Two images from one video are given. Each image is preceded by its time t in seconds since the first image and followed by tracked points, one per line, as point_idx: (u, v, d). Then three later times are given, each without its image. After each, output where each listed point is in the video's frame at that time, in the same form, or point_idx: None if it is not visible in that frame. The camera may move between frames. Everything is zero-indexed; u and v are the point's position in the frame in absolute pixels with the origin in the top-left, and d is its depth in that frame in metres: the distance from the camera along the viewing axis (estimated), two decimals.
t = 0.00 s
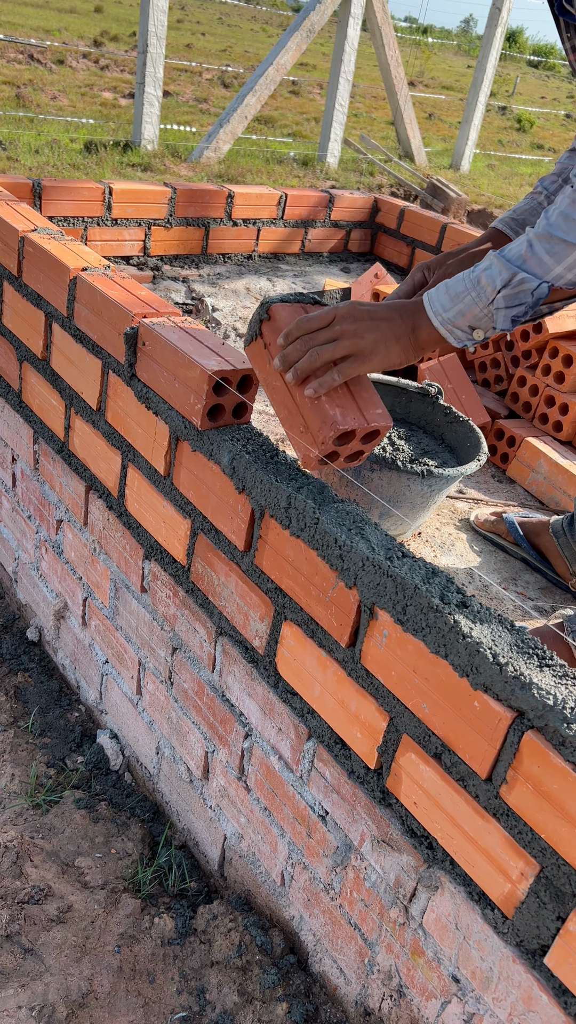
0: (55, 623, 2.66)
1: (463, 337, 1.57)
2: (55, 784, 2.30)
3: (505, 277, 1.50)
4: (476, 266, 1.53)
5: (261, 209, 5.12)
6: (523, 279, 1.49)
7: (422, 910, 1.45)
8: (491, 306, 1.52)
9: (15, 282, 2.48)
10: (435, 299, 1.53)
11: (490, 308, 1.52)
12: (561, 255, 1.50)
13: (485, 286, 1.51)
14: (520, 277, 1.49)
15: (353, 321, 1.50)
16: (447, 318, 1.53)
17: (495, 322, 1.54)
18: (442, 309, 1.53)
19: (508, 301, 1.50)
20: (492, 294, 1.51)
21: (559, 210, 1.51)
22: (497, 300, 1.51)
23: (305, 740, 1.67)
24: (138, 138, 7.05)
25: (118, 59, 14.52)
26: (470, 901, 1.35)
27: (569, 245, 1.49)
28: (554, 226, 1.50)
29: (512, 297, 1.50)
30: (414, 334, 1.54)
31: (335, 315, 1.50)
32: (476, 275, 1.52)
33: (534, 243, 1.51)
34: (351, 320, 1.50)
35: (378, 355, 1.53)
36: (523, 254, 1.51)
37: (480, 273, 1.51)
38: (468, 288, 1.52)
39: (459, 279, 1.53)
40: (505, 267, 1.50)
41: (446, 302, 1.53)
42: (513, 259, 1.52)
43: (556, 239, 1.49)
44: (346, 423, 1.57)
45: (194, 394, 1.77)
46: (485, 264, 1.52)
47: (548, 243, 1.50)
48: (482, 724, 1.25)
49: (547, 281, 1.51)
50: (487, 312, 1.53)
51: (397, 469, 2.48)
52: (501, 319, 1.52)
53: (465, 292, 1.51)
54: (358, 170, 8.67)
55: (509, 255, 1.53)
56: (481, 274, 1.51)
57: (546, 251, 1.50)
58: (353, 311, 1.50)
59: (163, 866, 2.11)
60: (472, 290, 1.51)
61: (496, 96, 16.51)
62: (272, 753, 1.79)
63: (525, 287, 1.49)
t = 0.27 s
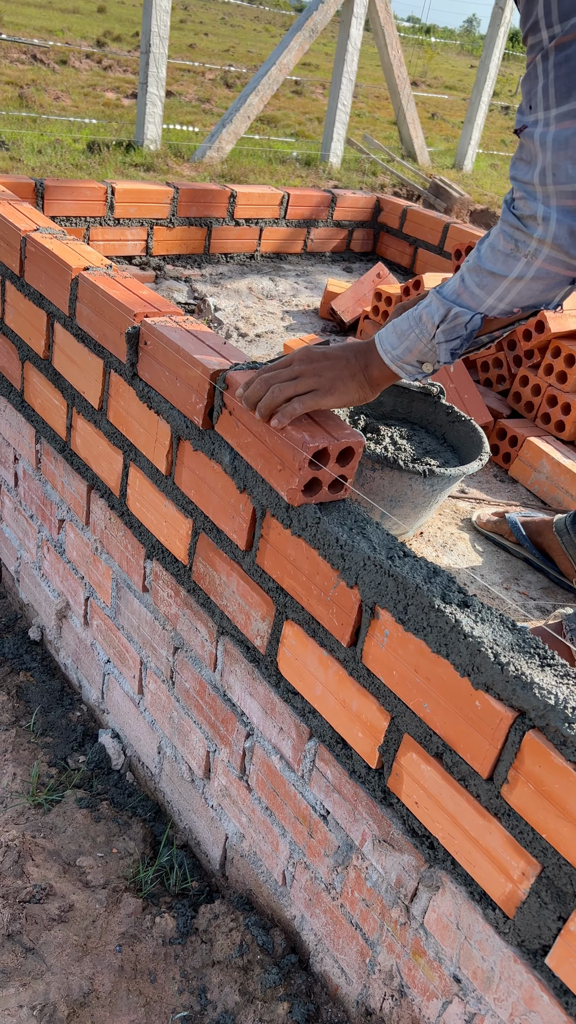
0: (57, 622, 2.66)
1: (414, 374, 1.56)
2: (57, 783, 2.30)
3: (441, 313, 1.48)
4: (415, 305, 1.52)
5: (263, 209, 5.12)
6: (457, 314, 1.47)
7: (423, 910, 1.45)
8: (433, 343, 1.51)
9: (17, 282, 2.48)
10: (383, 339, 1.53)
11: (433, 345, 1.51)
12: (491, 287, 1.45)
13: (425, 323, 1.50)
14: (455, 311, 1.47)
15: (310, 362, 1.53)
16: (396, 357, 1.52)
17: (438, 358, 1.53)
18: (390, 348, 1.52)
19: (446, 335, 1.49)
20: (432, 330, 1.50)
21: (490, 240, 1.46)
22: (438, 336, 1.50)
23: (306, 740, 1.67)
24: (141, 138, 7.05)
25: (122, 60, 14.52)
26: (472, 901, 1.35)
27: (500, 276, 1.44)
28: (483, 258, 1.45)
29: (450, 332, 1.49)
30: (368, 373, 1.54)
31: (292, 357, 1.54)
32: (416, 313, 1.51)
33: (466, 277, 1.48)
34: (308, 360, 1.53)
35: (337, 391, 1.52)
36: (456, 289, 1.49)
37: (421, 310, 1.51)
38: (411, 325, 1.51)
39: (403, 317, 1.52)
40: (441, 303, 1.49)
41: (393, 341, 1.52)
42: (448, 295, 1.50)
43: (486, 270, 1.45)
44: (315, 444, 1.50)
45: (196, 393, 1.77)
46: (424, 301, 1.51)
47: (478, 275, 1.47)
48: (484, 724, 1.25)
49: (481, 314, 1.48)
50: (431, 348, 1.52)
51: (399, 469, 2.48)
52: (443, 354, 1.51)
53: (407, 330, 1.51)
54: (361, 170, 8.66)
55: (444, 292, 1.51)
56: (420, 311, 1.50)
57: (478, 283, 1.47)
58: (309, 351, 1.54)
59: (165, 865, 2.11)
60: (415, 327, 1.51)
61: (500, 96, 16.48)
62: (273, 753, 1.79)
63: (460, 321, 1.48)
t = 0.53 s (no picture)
0: (59, 621, 2.66)
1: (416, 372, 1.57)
2: (58, 783, 2.30)
3: (433, 315, 1.49)
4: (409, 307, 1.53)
5: (265, 208, 5.12)
6: (447, 315, 1.48)
7: (425, 910, 1.45)
8: (426, 345, 1.51)
9: (18, 281, 2.48)
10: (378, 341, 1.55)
11: (426, 347, 1.52)
12: (481, 289, 1.45)
13: (417, 325, 1.51)
14: (445, 313, 1.48)
15: (305, 364, 1.56)
16: (389, 360, 1.53)
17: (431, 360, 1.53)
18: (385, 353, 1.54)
19: (438, 337, 1.50)
20: (424, 331, 1.50)
21: (480, 243, 1.46)
22: (430, 339, 1.50)
23: (308, 739, 1.67)
24: (144, 137, 7.05)
25: (124, 59, 14.51)
26: (474, 902, 1.35)
27: (490, 278, 1.43)
28: (473, 260, 1.46)
29: (441, 334, 1.49)
30: (362, 376, 1.56)
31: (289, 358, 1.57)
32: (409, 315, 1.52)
33: (458, 278, 1.48)
34: (304, 363, 1.56)
35: (333, 390, 1.54)
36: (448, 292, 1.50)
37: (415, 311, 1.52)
38: (405, 328, 1.52)
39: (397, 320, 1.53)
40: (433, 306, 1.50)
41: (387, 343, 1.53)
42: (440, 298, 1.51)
43: (477, 272, 1.45)
44: (311, 439, 1.51)
45: (197, 392, 1.76)
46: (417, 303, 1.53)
47: (469, 277, 1.47)
48: (486, 723, 1.25)
49: (472, 315, 1.48)
50: (424, 351, 1.52)
51: (401, 469, 2.48)
52: (435, 356, 1.51)
53: (401, 333, 1.52)
54: (364, 170, 8.65)
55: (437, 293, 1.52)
56: (413, 313, 1.51)
57: (469, 286, 1.47)
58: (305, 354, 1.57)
59: (167, 865, 2.11)
60: (408, 329, 1.52)
61: (502, 95, 16.47)
62: (275, 752, 1.78)
63: (450, 323, 1.48)
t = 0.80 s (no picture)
0: (60, 621, 2.66)
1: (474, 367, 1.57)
2: (59, 783, 2.30)
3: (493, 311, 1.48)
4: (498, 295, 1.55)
5: (267, 208, 5.11)
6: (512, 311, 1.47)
7: (426, 910, 1.45)
8: (540, 328, 1.56)
9: (19, 280, 2.48)
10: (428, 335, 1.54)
11: (537, 329, 1.56)
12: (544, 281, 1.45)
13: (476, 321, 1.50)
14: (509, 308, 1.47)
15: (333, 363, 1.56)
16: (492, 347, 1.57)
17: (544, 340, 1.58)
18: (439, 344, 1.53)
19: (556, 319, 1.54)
20: (537, 318, 1.54)
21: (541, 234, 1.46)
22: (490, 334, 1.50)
23: (309, 740, 1.67)
24: (145, 137, 7.04)
25: (125, 59, 14.51)
26: (474, 902, 1.34)
27: None
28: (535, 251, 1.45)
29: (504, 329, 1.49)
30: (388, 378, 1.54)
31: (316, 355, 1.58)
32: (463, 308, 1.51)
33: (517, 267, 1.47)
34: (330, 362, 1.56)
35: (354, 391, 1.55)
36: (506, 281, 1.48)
37: (516, 298, 1.54)
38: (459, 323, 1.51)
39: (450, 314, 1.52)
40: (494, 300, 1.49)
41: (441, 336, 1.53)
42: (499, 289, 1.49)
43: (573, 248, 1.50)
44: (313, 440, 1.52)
45: (198, 392, 1.76)
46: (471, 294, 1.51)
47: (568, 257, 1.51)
48: (486, 724, 1.24)
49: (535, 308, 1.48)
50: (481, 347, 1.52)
51: (402, 468, 2.47)
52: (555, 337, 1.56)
53: (505, 321, 1.55)
54: (365, 169, 8.64)
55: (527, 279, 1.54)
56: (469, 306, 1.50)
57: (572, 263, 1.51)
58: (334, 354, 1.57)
59: (167, 865, 2.11)
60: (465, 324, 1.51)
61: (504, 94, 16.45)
62: (275, 752, 1.78)
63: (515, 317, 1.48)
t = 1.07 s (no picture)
0: (60, 621, 2.66)
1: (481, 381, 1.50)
2: (59, 783, 2.30)
3: (522, 329, 1.41)
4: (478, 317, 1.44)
5: (268, 207, 5.11)
6: (543, 330, 1.40)
7: (426, 911, 1.44)
8: (512, 357, 1.45)
9: (20, 279, 2.48)
10: (443, 360, 1.47)
11: (514, 358, 1.46)
12: (573, 284, 1.38)
13: (501, 339, 1.43)
14: (540, 327, 1.40)
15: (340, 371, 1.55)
16: (461, 377, 1.48)
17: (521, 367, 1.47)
18: (454, 368, 1.47)
19: (532, 349, 1.44)
20: (511, 345, 1.44)
21: (563, 235, 1.38)
22: (519, 352, 1.44)
23: (310, 740, 1.67)
24: (146, 136, 7.04)
25: (126, 58, 14.51)
26: (476, 903, 1.34)
27: None
28: (561, 255, 1.37)
29: (535, 346, 1.43)
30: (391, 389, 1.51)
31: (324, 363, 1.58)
32: (483, 326, 1.43)
33: (541, 275, 1.39)
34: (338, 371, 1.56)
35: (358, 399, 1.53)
36: (531, 290, 1.40)
37: (488, 324, 1.43)
38: (480, 344, 1.44)
39: (467, 335, 1.44)
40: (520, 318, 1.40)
41: (457, 362, 1.47)
42: (524, 303, 1.41)
43: (563, 265, 1.37)
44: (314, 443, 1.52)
45: (199, 391, 1.76)
46: (488, 310, 1.43)
47: (557, 273, 1.38)
48: (487, 724, 1.24)
49: (565, 316, 1.40)
50: (508, 360, 1.47)
51: (404, 468, 2.47)
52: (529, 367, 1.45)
53: (475, 350, 1.45)
54: (366, 169, 8.64)
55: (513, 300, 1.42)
56: (489, 323, 1.43)
57: (557, 282, 1.38)
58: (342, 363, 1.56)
59: (168, 865, 2.11)
60: (487, 344, 1.44)
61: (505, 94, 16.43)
62: (276, 752, 1.78)
63: (547, 335, 1.41)
